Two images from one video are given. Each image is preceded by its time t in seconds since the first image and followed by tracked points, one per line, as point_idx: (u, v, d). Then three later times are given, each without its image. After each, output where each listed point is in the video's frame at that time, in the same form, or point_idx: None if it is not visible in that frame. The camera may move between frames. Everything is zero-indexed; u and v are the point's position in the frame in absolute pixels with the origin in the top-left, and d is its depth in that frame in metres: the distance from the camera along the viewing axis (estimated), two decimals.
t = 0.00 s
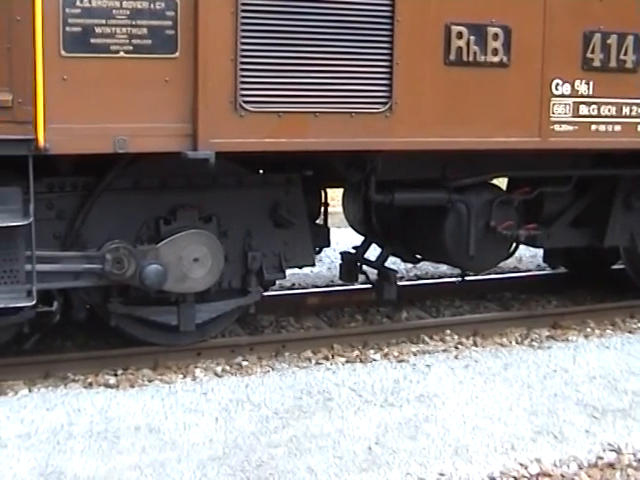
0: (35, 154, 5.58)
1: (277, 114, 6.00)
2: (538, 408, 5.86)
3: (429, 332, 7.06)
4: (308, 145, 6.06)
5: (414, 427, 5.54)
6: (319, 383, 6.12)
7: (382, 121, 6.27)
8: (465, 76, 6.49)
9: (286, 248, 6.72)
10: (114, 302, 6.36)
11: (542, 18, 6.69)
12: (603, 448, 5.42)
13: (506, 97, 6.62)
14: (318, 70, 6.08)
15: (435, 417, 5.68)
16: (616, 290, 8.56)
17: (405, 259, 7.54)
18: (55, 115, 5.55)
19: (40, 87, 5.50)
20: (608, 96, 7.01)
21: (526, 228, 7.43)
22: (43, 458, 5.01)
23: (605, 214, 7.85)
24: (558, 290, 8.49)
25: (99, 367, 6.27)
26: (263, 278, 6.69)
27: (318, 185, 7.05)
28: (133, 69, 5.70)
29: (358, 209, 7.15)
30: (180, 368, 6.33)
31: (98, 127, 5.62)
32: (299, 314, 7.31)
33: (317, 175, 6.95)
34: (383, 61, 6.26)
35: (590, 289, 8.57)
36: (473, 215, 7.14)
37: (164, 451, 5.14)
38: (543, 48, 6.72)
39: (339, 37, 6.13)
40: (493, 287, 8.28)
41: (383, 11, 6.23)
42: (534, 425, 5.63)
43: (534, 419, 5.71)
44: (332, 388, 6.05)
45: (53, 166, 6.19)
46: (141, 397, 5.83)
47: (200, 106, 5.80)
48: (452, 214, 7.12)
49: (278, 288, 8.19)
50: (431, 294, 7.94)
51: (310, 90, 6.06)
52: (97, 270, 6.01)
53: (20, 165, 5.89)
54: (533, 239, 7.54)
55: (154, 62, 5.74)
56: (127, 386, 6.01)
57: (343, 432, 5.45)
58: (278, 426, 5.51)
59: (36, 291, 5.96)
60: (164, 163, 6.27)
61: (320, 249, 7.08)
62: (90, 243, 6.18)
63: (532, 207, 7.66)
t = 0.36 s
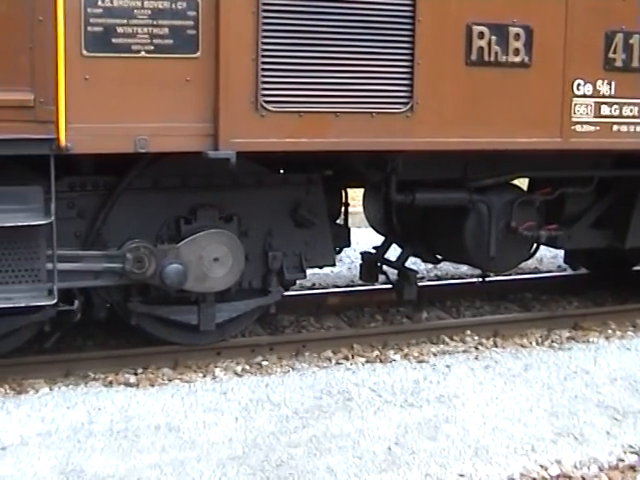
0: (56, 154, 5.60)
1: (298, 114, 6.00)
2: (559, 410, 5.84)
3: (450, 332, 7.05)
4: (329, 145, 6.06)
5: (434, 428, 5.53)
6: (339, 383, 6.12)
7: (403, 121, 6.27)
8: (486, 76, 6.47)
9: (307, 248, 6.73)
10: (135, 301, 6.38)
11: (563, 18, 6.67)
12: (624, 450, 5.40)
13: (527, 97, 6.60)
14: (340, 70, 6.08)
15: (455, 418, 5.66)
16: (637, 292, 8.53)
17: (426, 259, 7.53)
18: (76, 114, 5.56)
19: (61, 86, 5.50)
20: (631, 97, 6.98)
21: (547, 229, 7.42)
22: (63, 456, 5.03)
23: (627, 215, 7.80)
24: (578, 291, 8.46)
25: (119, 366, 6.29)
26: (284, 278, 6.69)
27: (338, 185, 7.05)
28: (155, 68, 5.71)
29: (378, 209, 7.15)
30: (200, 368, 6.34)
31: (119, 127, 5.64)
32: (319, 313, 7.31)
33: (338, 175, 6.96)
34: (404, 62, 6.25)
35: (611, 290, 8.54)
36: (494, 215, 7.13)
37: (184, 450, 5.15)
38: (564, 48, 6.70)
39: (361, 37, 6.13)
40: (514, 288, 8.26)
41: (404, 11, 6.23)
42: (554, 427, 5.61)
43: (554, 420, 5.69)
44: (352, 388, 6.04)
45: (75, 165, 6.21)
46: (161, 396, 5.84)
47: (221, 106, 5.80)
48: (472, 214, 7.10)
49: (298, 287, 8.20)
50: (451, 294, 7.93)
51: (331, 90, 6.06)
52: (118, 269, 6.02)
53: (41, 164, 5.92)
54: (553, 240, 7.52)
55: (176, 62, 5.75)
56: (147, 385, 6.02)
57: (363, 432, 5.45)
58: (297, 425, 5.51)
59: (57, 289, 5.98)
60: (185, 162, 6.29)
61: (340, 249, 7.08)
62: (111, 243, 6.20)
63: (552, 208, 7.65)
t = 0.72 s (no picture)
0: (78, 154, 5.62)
1: (319, 114, 5.99)
2: (580, 411, 5.82)
3: (471, 333, 7.04)
4: (350, 145, 6.06)
5: (455, 429, 5.52)
6: (360, 383, 6.12)
7: (425, 121, 6.26)
8: (508, 77, 6.46)
9: (328, 248, 6.73)
10: (156, 300, 6.39)
11: (586, 18, 6.64)
12: None
13: (549, 98, 6.58)
14: (361, 70, 6.08)
15: (476, 419, 5.65)
16: None
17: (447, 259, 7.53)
18: (98, 114, 5.59)
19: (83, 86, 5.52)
20: None
21: (569, 231, 7.40)
22: (84, 454, 5.04)
23: None
24: (600, 292, 8.43)
25: (140, 365, 6.30)
26: (304, 278, 6.68)
27: (360, 185, 7.05)
28: (176, 68, 5.72)
29: (399, 210, 7.16)
30: (221, 367, 6.35)
31: (141, 127, 5.66)
32: (340, 314, 7.32)
33: (359, 175, 6.95)
34: (425, 62, 6.25)
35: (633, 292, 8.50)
36: (516, 216, 7.11)
37: (204, 450, 5.16)
38: (587, 48, 6.68)
39: (382, 37, 6.12)
40: (536, 289, 8.24)
41: (426, 11, 6.22)
42: (576, 429, 5.59)
43: (576, 422, 5.67)
44: (372, 389, 6.04)
45: (96, 165, 6.23)
46: (182, 396, 5.85)
47: (242, 106, 5.81)
48: (494, 215, 7.09)
49: (319, 287, 8.20)
50: (472, 295, 7.92)
51: (353, 91, 6.06)
52: (139, 268, 6.04)
53: (63, 164, 5.94)
54: (575, 241, 7.49)
55: (198, 62, 5.76)
56: (168, 385, 6.03)
57: (383, 433, 5.44)
58: (318, 426, 5.51)
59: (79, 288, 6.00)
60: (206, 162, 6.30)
61: (361, 250, 7.08)
62: (132, 242, 6.22)
63: (575, 209, 7.62)
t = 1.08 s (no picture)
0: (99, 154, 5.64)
1: (340, 114, 5.99)
2: (600, 413, 5.80)
3: (490, 335, 7.02)
4: (371, 146, 6.05)
5: (474, 430, 5.51)
6: (379, 384, 6.11)
7: (445, 122, 6.24)
8: (529, 78, 6.44)
9: (348, 249, 6.72)
10: (176, 300, 6.40)
11: (608, 18, 6.61)
12: None
13: (570, 98, 6.56)
14: (382, 71, 6.07)
15: (495, 420, 5.64)
16: None
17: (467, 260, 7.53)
18: (120, 115, 5.61)
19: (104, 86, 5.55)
20: None
21: (590, 232, 7.38)
22: (104, 453, 5.06)
23: None
24: (621, 294, 8.40)
25: (159, 365, 6.31)
26: (324, 278, 6.68)
27: (380, 186, 7.05)
28: (198, 68, 5.74)
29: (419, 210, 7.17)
30: (241, 367, 6.35)
31: (162, 127, 5.67)
32: (359, 314, 7.32)
33: (379, 175, 6.95)
34: (446, 63, 6.24)
35: None
36: (536, 217, 7.09)
37: (223, 449, 5.16)
38: (609, 48, 6.65)
39: (404, 37, 6.12)
40: (556, 291, 8.22)
41: (447, 12, 6.21)
42: (596, 431, 5.57)
43: (596, 424, 5.65)
44: (392, 389, 6.04)
45: (117, 164, 6.25)
46: (201, 395, 5.86)
47: (264, 106, 5.82)
48: (514, 216, 7.08)
49: (338, 288, 8.21)
50: (492, 296, 7.91)
51: (374, 91, 6.06)
52: (159, 268, 6.05)
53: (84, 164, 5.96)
54: (596, 242, 7.47)
55: (219, 62, 5.78)
56: (187, 384, 6.04)
57: (403, 434, 5.43)
58: (337, 426, 5.51)
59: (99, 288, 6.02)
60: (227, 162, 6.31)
61: (381, 250, 7.08)
62: (153, 242, 6.23)
63: (596, 210, 7.59)
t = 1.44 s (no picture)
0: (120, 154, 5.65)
1: (361, 114, 5.99)
2: (621, 416, 5.78)
3: (511, 336, 7.01)
4: (391, 146, 6.05)
5: (494, 431, 5.50)
6: (399, 385, 6.11)
7: (466, 122, 6.23)
8: (550, 78, 6.42)
9: (369, 250, 6.72)
10: (196, 300, 6.42)
11: (630, 19, 6.58)
12: None
13: (592, 99, 6.54)
14: (403, 72, 6.07)
15: (515, 422, 5.63)
16: None
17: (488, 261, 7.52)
18: (141, 115, 5.60)
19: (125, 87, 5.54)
20: None
21: (612, 232, 7.34)
22: (124, 452, 5.07)
23: None
24: None
25: (179, 364, 6.33)
26: (344, 279, 6.68)
27: (400, 187, 7.05)
28: (218, 68, 5.75)
29: (440, 211, 7.17)
30: (260, 367, 6.36)
31: (183, 127, 5.68)
32: (379, 315, 7.32)
33: (400, 176, 6.95)
34: (467, 63, 6.22)
35: None
36: (557, 218, 7.07)
37: (243, 449, 5.16)
38: (631, 49, 6.62)
39: (425, 38, 6.11)
40: (577, 292, 8.20)
41: (468, 12, 6.20)
42: (617, 433, 5.55)
43: (617, 427, 5.63)
44: (412, 390, 6.03)
45: (139, 164, 6.27)
46: (221, 395, 5.87)
47: (285, 106, 5.83)
48: (535, 216, 7.06)
49: (358, 288, 8.21)
50: (513, 297, 7.89)
51: (394, 91, 6.05)
52: (179, 268, 6.06)
53: (105, 164, 5.98)
54: (618, 244, 7.44)
55: (240, 62, 5.78)
56: (207, 384, 6.05)
57: (422, 435, 5.43)
58: (357, 426, 5.50)
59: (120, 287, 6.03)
60: (248, 162, 6.32)
61: (402, 251, 7.07)
62: (173, 242, 6.25)
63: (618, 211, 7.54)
